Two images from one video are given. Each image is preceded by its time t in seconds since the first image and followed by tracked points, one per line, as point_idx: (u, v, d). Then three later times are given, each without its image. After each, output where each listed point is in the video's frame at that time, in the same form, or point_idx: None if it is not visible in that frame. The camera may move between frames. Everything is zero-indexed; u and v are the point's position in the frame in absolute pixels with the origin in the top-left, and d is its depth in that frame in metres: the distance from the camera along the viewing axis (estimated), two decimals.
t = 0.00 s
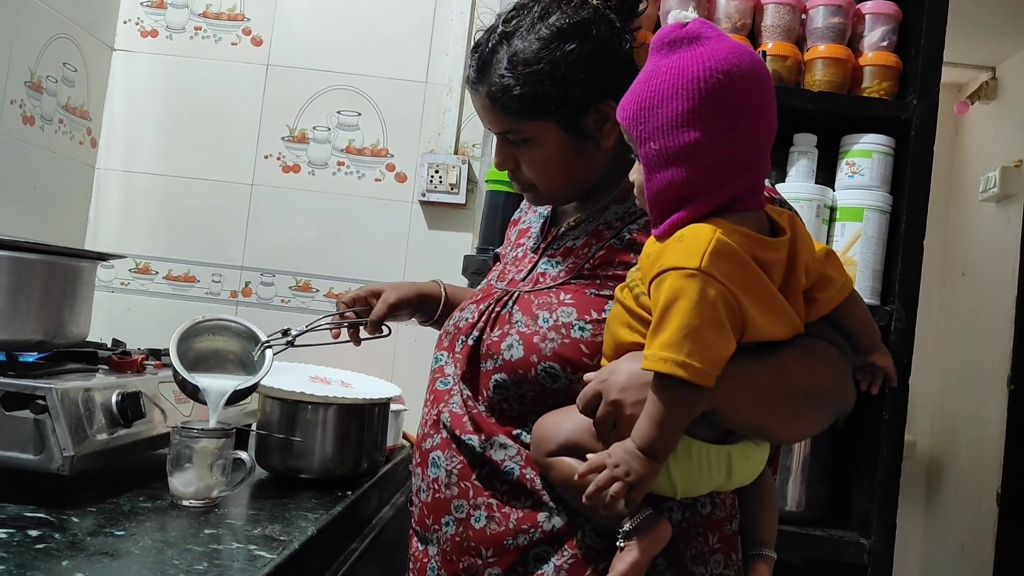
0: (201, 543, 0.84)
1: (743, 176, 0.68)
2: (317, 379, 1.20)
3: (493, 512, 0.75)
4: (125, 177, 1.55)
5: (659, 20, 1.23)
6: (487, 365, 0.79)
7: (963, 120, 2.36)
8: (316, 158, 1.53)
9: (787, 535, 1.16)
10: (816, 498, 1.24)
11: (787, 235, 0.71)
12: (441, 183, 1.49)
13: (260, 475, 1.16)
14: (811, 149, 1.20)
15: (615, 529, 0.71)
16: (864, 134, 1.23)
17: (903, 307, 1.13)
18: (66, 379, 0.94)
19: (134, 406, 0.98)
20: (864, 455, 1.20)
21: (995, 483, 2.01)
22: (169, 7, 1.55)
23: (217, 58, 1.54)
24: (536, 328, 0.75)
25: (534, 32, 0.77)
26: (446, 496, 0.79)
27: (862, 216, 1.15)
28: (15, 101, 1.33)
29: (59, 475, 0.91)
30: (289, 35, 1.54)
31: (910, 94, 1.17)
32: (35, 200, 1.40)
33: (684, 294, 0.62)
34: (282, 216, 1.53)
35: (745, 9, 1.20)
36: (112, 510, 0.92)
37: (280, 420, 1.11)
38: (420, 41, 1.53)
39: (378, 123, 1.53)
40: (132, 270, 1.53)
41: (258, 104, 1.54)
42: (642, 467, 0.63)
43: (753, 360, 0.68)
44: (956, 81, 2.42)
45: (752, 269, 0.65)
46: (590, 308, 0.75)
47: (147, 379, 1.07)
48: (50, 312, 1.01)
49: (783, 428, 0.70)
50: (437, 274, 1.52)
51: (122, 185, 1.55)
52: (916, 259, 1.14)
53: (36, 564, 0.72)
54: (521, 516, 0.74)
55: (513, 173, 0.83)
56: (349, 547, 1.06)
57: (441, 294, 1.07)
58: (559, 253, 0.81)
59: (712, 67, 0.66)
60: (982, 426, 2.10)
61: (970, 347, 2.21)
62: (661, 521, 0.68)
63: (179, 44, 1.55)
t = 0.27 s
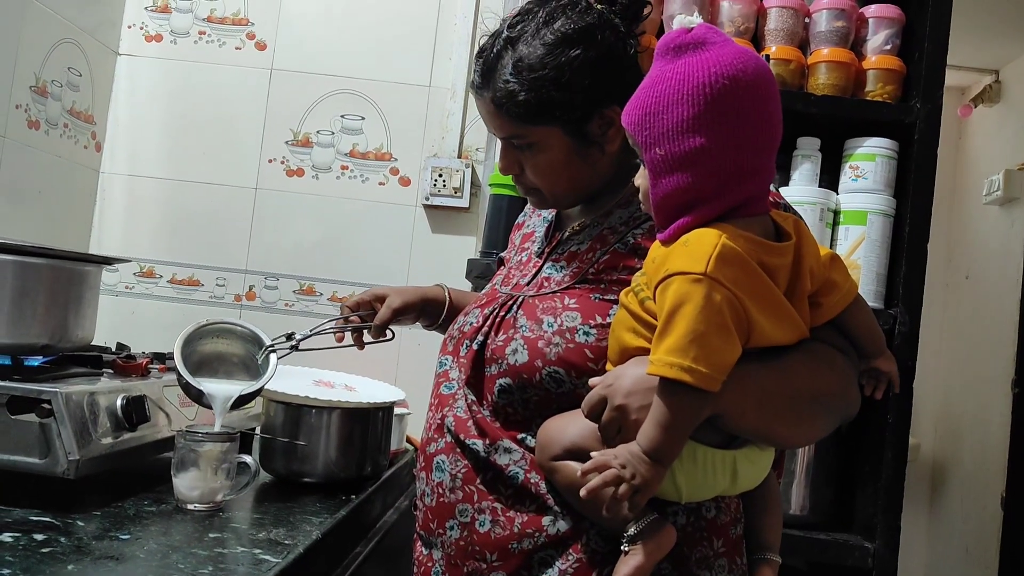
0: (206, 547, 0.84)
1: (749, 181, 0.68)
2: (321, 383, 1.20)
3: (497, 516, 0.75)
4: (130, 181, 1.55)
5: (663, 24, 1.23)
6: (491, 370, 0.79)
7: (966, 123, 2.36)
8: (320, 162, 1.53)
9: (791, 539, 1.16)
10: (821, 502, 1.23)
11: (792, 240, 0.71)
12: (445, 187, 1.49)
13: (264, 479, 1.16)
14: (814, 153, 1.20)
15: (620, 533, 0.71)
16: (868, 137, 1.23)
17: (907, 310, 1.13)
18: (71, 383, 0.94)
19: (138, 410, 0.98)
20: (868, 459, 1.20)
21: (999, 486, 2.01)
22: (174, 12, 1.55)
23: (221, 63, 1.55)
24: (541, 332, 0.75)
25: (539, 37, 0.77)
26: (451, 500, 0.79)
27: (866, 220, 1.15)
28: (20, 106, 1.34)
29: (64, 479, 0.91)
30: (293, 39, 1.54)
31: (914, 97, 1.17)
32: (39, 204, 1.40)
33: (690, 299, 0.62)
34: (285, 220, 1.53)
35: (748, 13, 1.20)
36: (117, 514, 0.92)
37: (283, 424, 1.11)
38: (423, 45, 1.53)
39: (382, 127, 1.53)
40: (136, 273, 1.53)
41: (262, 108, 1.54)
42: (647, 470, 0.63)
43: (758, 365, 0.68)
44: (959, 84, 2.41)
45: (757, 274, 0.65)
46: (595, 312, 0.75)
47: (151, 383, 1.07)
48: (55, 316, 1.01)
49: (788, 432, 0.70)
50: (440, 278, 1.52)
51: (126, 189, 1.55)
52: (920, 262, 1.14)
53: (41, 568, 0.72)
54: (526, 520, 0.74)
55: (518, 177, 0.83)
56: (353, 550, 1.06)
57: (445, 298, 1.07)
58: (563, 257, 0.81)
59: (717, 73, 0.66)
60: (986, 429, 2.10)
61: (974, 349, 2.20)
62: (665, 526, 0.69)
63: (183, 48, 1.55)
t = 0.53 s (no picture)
0: (204, 549, 0.84)
1: (746, 184, 0.68)
2: (319, 385, 1.20)
3: (495, 518, 0.75)
4: (128, 183, 1.55)
5: (661, 27, 1.24)
6: (489, 373, 0.79)
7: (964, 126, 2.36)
8: (319, 164, 1.54)
9: (789, 540, 1.16)
10: (819, 504, 1.23)
11: (789, 242, 0.71)
12: (443, 190, 1.49)
13: (262, 481, 1.16)
14: (812, 155, 1.20)
15: (617, 535, 0.71)
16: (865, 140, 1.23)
17: (905, 313, 1.13)
18: (69, 386, 0.94)
19: (136, 412, 0.98)
20: (866, 461, 1.20)
21: (998, 488, 2.01)
22: (173, 14, 1.55)
23: (220, 65, 1.55)
24: (538, 335, 0.75)
25: (537, 41, 0.77)
26: (448, 503, 0.79)
27: (863, 222, 1.15)
28: (19, 108, 1.34)
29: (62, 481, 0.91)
30: (292, 42, 1.54)
31: (911, 100, 1.18)
32: (37, 207, 1.40)
33: (688, 301, 0.62)
34: (284, 222, 1.53)
35: (746, 16, 1.20)
36: (115, 516, 0.92)
37: (281, 426, 1.11)
38: (422, 48, 1.53)
39: (381, 130, 1.54)
40: (135, 276, 1.53)
41: (261, 110, 1.55)
42: (646, 473, 0.63)
43: (755, 367, 0.69)
44: (957, 86, 2.42)
45: (755, 276, 0.65)
46: (593, 315, 0.75)
47: (149, 386, 1.07)
48: (53, 319, 1.01)
49: (786, 434, 0.70)
50: (439, 280, 1.52)
51: (125, 192, 1.55)
52: (918, 264, 1.14)
53: (38, 570, 0.72)
54: (523, 522, 0.74)
55: (515, 180, 0.83)
56: (351, 552, 1.06)
57: (443, 301, 1.07)
58: (561, 260, 0.81)
59: (714, 75, 0.66)
60: (985, 431, 2.10)
61: (973, 352, 2.20)
62: (663, 528, 0.69)
63: (182, 51, 1.55)
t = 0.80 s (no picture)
0: (200, 549, 0.84)
1: (739, 185, 0.68)
2: (315, 386, 1.20)
3: (490, 519, 0.75)
4: (126, 185, 1.55)
5: (656, 28, 1.24)
6: (484, 374, 0.79)
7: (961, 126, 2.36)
8: (316, 165, 1.54)
9: (785, 540, 1.16)
10: (815, 503, 1.23)
11: (783, 243, 0.71)
12: (440, 191, 1.49)
13: (259, 482, 1.16)
14: (808, 156, 1.20)
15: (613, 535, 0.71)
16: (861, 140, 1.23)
17: (901, 313, 1.13)
18: (65, 387, 0.94)
19: (133, 413, 0.98)
20: (862, 461, 1.20)
21: (995, 488, 2.01)
22: (170, 16, 1.56)
23: (217, 67, 1.55)
24: (534, 336, 0.76)
25: (531, 42, 0.78)
26: (444, 504, 0.79)
27: (859, 222, 1.15)
28: (16, 110, 1.34)
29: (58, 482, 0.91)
30: (288, 43, 1.54)
31: (906, 101, 1.18)
32: (35, 208, 1.41)
33: (683, 302, 0.62)
34: (281, 224, 1.54)
35: (742, 17, 1.20)
36: (111, 517, 0.92)
37: (278, 427, 1.11)
38: (419, 49, 1.54)
39: (377, 131, 1.54)
40: (132, 277, 1.54)
41: (258, 112, 1.55)
42: (642, 475, 0.64)
43: (750, 367, 0.69)
44: (954, 87, 2.42)
45: (749, 277, 0.65)
46: (588, 316, 0.75)
47: (146, 387, 1.07)
48: (49, 320, 1.01)
49: (781, 434, 0.70)
50: (435, 281, 1.53)
51: (122, 193, 1.55)
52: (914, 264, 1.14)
53: (34, 570, 0.72)
54: (519, 522, 0.74)
55: (510, 181, 0.83)
56: (347, 553, 1.06)
57: (438, 303, 1.07)
58: (556, 261, 0.81)
59: (708, 77, 0.66)
60: (982, 431, 2.10)
61: (970, 352, 2.20)
62: (658, 529, 0.69)
63: (179, 52, 1.56)
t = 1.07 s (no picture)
0: (199, 550, 0.85)
1: (736, 186, 0.68)
2: (314, 386, 1.21)
3: (490, 519, 0.75)
4: (124, 186, 1.55)
5: (654, 28, 1.24)
6: (483, 375, 0.79)
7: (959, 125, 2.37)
8: (314, 166, 1.54)
9: (783, 539, 1.16)
10: (814, 502, 1.24)
11: (780, 242, 0.71)
12: (439, 191, 1.50)
13: (258, 482, 1.16)
14: (805, 156, 1.20)
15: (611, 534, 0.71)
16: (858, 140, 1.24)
17: (899, 312, 1.14)
18: (65, 388, 0.94)
19: (131, 414, 0.98)
20: (861, 460, 1.20)
21: (994, 486, 2.01)
22: (168, 17, 1.56)
23: (215, 68, 1.55)
24: (532, 337, 0.76)
25: (527, 42, 0.78)
26: (443, 504, 0.79)
27: (857, 222, 1.15)
28: (15, 112, 1.34)
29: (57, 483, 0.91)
30: (286, 44, 1.55)
31: (903, 100, 1.18)
32: (34, 210, 1.41)
33: (681, 303, 0.62)
34: (280, 224, 1.54)
35: (739, 17, 1.20)
36: (110, 517, 0.92)
37: (277, 427, 1.11)
38: (417, 50, 1.54)
39: (376, 131, 1.54)
40: (131, 279, 1.54)
41: (256, 113, 1.55)
42: (642, 475, 0.64)
43: (747, 367, 0.69)
44: (952, 86, 2.43)
45: (747, 277, 0.65)
46: (586, 317, 0.76)
47: (145, 388, 1.07)
48: (48, 322, 1.01)
49: (778, 433, 0.70)
50: (434, 282, 1.53)
51: (121, 195, 1.55)
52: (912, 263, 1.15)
53: (34, 571, 0.72)
54: (518, 522, 0.74)
55: (508, 182, 0.83)
56: (346, 553, 1.06)
57: (436, 303, 1.08)
58: (555, 262, 0.82)
59: (705, 79, 0.66)
60: (981, 430, 2.10)
61: (969, 351, 2.21)
62: (657, 528, 0.69)
63: (177, 53, 1.56)
